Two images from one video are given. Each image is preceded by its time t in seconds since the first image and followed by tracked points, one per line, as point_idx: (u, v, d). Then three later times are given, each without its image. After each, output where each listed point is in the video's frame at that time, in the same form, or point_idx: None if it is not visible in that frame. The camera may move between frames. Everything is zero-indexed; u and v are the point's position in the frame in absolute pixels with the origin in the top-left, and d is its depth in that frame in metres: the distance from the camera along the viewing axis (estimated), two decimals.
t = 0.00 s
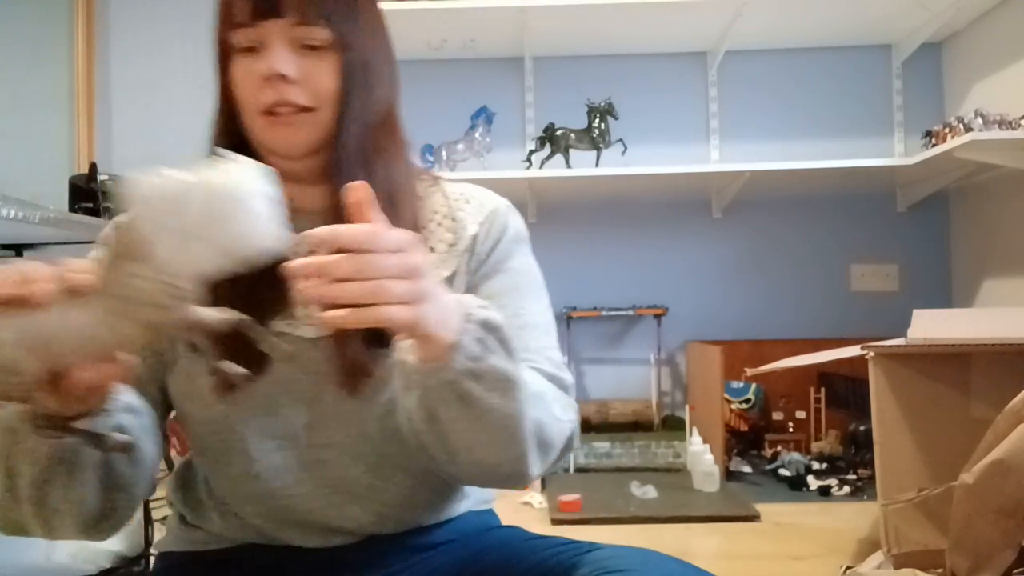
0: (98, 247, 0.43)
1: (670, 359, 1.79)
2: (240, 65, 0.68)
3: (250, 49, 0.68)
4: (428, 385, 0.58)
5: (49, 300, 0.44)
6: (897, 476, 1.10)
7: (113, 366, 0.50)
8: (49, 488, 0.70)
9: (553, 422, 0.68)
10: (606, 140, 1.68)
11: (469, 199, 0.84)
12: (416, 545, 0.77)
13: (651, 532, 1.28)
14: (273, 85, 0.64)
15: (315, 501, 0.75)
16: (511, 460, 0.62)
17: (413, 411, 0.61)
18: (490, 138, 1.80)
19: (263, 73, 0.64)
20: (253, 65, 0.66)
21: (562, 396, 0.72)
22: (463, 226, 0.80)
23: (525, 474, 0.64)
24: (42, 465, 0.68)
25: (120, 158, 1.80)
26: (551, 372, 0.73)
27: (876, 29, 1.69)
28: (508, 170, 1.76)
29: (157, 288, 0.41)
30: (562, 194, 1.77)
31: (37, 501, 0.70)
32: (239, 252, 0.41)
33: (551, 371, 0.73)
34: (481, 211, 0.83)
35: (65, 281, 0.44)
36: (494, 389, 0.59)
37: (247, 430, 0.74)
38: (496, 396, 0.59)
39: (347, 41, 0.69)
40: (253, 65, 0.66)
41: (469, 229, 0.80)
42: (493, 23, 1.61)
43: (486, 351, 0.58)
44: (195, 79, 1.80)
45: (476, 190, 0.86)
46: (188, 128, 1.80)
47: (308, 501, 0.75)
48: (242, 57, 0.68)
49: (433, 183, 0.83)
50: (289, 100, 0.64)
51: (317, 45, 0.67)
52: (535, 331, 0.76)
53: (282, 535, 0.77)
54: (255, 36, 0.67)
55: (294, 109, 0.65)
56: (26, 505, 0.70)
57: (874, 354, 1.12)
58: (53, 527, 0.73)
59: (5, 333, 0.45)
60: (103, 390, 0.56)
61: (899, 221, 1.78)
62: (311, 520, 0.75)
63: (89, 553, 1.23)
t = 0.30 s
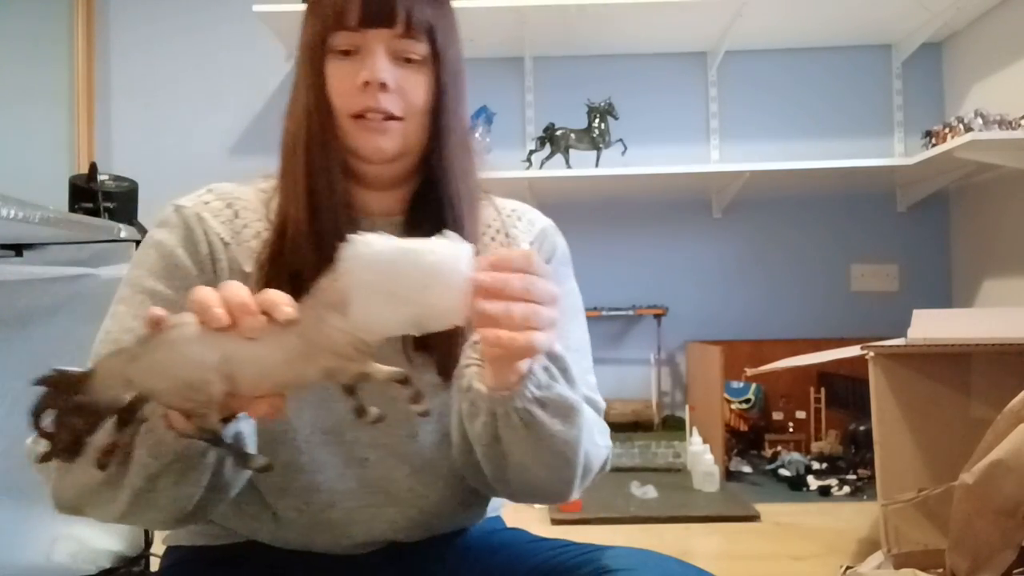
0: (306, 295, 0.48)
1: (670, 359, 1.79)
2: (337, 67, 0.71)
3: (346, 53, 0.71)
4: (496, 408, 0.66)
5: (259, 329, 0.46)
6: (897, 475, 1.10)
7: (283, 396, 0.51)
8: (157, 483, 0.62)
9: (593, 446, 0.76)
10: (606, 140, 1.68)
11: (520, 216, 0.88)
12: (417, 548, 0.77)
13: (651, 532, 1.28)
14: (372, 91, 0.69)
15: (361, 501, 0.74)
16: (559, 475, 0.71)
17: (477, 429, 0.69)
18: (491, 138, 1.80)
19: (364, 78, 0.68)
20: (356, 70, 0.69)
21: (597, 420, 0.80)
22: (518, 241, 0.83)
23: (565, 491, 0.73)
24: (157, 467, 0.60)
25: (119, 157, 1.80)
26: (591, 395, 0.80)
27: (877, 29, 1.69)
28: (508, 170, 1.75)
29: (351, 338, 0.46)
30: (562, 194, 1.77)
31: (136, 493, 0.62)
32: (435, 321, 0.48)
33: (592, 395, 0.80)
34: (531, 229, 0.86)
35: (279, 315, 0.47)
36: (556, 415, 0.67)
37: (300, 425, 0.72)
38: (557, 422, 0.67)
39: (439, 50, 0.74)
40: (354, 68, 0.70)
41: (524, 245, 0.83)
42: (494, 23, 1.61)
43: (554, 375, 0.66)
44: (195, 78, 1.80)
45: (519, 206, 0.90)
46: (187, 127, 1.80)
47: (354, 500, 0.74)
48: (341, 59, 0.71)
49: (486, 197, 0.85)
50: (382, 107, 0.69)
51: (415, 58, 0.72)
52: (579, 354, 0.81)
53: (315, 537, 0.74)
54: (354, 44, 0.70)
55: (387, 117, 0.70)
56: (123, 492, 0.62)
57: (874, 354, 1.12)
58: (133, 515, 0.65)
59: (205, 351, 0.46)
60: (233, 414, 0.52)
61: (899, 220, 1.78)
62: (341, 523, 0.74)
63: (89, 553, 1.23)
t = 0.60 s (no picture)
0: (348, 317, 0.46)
1: (670, 359, 1.79)
2: (375, 71, 0.71)
3: (384, 56, 0.71)
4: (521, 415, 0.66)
5: (299, 355, 0.45)
6: (897, 476, 1.10)
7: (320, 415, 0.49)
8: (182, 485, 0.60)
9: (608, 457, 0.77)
10: (606, 140, 1.68)
11: (542, 224, 0.87)
12: (416, 548, 0.77)
13: (651, 532, 1.28)
14: (408, 97, 0.70)
15: (371, 498, 0.74)
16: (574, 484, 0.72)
17: (501, 436, 0.69)
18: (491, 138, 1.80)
19: (401, 83, 0.69)
20: (393, 75, 0.70)
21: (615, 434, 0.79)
22: (540, 250, 0.83)
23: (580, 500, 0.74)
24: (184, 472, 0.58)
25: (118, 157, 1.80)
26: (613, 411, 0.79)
27: (877, 29, 1.69)
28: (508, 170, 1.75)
29: (392, 363, 0.44)
30: (562, 194, 1.77)
31: (161, 490, 0.60)
32: (481, 349, 0.46)
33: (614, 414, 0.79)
34: (552, 236, 0.86)
35: (320, 345, 0.45)
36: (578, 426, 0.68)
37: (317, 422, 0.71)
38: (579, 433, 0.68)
39: (478, 57, 0.74)
40: (392, 73, 0.71)
41: (546, 254, 0.82)
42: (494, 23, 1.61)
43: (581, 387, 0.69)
44: (195, 78, 1.80)
45: (537, 212, 0.89)
46: (187, 127, 1.80)
47: (365, 497, 0.74)
48: (379, 63, 0.71)
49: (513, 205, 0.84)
50: (416, 113, 0.71)
51: (452, 66, 0.73)
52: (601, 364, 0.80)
53: (321, 535, 0.74)
54: (392, 51, 0.71)
55: (420, 123, 0.72)
56: (147, 489, 0.60)
57: (874, 354, 1.12)
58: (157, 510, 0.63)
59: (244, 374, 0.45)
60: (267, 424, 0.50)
61: (899, 220, 1.78)
62: (350, 520, 0.74)
63: (90, 553, 1.23)
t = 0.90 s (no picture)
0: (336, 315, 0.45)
1: (670, 359, 1.79)
2: (379, 73, 0.71)
3: (388, 59, 0.71)
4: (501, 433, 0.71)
5: (282, 354, 0.43)
6: (897, 476, 1.10)
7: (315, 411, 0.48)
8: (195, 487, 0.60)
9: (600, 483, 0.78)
10: (606, 140, 1.68)
11: (545, 226, 0.87)
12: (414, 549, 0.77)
13: (651, 532, 1.28)
14: (412, 100, 0.69)
15: (371, 499, 0.74)
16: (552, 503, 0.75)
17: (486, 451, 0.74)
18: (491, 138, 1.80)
19: (405, 86, 0.69)
20: (397, 78, 0.70)
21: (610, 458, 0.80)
22: (541, 254, 0.83)
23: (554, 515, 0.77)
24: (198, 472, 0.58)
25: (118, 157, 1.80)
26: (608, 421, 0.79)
27: (877, 29, 1.69)
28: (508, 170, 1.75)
29: (383, 358, 0.43)
30: (562, 194, 1.77)
31: (178, 495, 0.60)
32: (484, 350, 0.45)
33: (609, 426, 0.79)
34: (553, 239, 0.86)
35: (303, 343, 0.43)
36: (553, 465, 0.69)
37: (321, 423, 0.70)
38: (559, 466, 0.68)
39: (482, 62, 0.74)
40: (396, 76, 0.70)
41: (546, 259, 0.83)
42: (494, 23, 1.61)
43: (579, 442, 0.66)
44: (196, 77, 1.80)
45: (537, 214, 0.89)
46: (187, 127, 1.80)
47: (366, 497, 0.74)
48: (383, 66, 0.71)
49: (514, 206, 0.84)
50: (420, 116, 0.70)
51: (455, 69, 0.73)
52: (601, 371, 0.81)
53: (322, 533, 0.74)
54: (397, 54, 0.71)
55: (423, 126, 0.71)
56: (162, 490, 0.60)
57: (874, 354, 1.12)
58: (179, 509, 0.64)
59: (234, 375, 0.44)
60: (259, 427, 0.49)
61: (898, 220, 1.78)
62: (351, 519, 0.74)
63: (90, 553, 1.24)
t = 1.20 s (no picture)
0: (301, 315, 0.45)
1: (670, 359, 1.79)
2: (372, 74, 0.71)
3: (381, 59, 0.71)
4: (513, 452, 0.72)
5: (255, 362, 0.44)
6: (897, 476, 1.10)
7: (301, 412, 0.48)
8: (197, 491, 0.61)
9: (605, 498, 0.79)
10: (606, 140, 1.68)
11: (542, 230, 0.86)
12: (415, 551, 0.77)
13: (651, 532, 1.28)
14: (406, 100, 0.70)
15: (368, 500, 0.74)
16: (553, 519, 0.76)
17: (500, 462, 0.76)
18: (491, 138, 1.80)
19: (398, 87, 0.70)
20: (390, 78, 0.70)
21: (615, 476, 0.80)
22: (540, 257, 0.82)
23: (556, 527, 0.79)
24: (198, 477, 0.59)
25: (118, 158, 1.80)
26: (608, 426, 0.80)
27: (877, 29, 1.69)
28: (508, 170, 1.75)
29: (352, 347, 0.43)
30: (562, 194, 1.77)
31: (177, 503, 0.61)
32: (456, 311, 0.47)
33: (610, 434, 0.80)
34: (551, 243, 0.85)
35: (274, 349, 0.44)
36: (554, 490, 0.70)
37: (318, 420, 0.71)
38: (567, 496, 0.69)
39: (475, 61, 0.74)
40: (389, 76, 0.71)
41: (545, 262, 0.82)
42: (493, 23, 1.60)
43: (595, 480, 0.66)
44: (195, 77, 1.80)
45: (532, 215, 0.88)
46: (187, 128, 1.80)
47: (364, 498, 0.74)
48: (376, 66, 0.71)
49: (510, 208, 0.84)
50: (413, 116, 0.70)
51: (449, 69, 0.73)
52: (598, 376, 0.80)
53: (321, 534, 0.74)
54: (389, 54, 0.71)
55: (417, 126, 0.71)
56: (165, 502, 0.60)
57: (874, 354, 1.12)
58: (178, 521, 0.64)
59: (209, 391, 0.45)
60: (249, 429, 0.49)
61: (898, 220, 1.78)
62: (351, 521, 0.73)
63: (90, 553, 1.24)
